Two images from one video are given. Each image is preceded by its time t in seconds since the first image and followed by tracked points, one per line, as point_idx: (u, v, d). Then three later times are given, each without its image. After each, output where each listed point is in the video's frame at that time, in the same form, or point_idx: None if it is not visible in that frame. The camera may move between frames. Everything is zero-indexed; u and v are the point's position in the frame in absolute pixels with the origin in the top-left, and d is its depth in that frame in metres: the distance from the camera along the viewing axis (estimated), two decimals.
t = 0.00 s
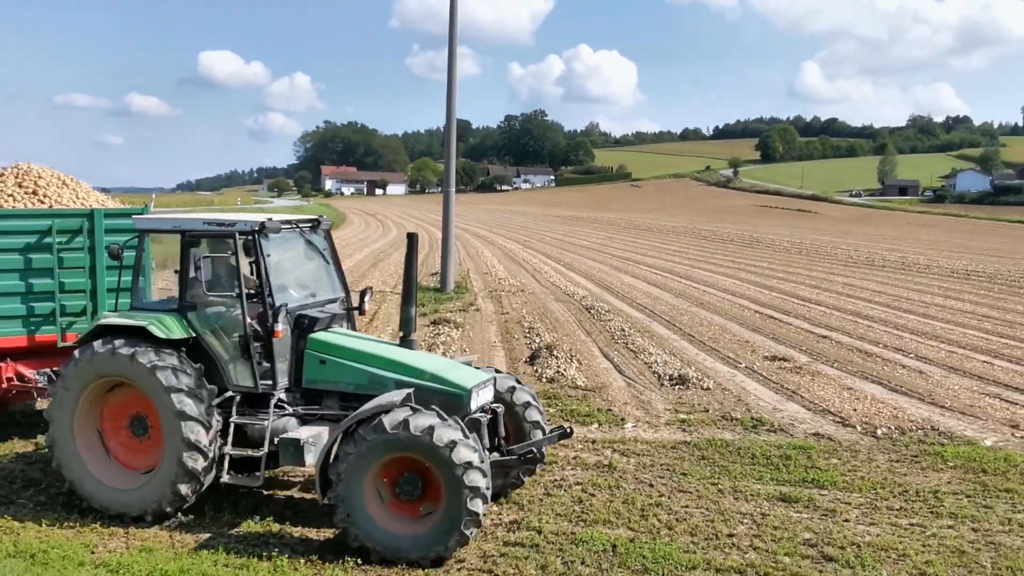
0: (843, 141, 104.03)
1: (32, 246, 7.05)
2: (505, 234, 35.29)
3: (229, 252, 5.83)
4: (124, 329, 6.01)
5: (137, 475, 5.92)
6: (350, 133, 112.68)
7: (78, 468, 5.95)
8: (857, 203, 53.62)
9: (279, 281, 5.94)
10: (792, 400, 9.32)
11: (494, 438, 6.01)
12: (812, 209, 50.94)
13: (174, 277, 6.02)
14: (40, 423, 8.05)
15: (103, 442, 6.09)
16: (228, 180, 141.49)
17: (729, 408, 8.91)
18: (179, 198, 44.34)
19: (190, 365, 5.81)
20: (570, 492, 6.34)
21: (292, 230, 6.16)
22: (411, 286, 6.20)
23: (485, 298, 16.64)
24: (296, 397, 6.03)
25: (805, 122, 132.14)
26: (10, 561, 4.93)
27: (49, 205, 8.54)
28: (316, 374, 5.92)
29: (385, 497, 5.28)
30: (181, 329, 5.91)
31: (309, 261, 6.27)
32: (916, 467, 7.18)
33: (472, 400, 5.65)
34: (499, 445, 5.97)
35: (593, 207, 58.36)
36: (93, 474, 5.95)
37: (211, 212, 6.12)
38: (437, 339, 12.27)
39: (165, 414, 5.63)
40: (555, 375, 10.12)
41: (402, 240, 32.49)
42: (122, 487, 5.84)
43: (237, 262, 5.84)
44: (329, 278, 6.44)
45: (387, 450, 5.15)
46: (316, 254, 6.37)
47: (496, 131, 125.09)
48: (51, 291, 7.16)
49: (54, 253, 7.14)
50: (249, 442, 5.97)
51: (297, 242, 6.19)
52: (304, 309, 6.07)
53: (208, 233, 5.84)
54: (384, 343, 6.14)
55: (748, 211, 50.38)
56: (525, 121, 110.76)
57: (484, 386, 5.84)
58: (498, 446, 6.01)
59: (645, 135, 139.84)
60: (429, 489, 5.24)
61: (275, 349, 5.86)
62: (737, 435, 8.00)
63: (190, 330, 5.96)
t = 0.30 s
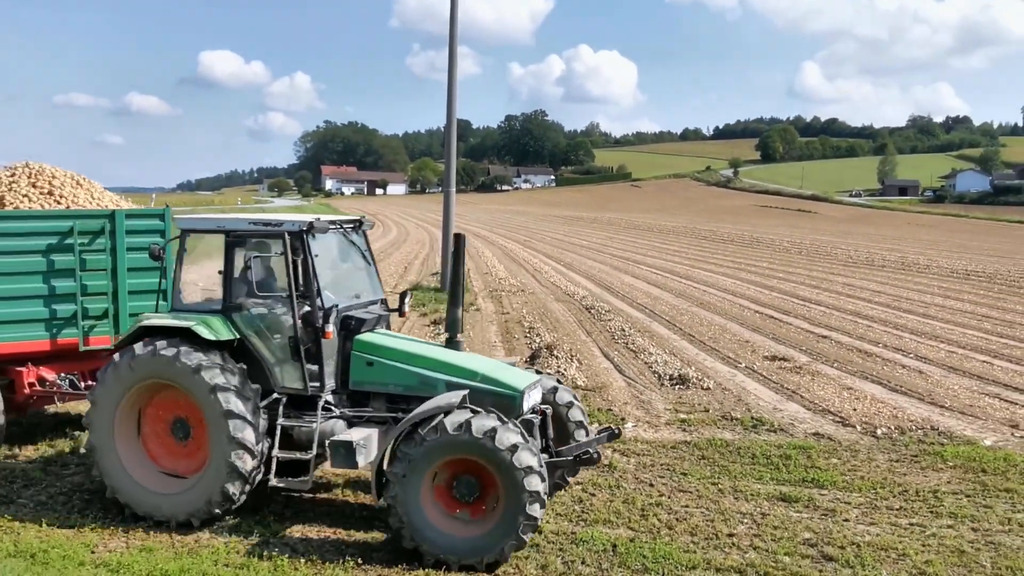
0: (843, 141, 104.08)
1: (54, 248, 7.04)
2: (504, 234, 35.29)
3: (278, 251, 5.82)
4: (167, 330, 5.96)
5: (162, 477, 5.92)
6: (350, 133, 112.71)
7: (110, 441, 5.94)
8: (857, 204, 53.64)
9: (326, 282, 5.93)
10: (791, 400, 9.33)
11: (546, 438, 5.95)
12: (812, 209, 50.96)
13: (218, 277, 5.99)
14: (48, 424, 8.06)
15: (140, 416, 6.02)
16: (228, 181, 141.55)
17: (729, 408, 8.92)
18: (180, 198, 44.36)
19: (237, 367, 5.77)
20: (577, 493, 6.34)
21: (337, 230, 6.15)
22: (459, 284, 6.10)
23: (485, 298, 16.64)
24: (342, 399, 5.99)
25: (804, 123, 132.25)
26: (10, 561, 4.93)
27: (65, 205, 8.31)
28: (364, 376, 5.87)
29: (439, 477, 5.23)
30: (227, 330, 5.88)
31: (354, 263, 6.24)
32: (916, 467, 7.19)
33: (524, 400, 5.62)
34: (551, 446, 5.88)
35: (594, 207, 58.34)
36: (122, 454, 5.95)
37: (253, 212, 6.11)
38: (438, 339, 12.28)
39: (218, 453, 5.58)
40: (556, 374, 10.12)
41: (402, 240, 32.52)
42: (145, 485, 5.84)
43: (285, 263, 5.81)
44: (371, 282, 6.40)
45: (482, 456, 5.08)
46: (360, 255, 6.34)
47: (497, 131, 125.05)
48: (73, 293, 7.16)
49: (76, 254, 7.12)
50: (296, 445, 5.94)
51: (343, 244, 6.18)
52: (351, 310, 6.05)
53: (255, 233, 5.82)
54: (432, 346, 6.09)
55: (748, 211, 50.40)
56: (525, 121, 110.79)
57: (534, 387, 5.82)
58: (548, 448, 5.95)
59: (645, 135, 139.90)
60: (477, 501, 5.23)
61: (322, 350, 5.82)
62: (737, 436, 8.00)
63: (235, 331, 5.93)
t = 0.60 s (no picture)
0: (843, 135, 103.99)
1: (82, 245, 6.91)
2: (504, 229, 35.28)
3: (327, 248, 5.72)
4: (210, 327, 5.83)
5: (191, 467, 5.87)
6: (349, 127, 112.55)
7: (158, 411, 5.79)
8: (856, 199, 53.67)
9: (375, 278, 5.87)
10: (791, 395, 9.34)
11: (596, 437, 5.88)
12: (813, 203, 51.02)
13: (260, 273, 5.86)
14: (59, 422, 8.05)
15: (196, 395, 5.87)
16: (228, 175, 141.40)
17: (729, 403, 8.92)
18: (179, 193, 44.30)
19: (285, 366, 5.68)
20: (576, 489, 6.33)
21: (381, 225, 6.07)
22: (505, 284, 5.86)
23: (486, 293, 16.63)
24: (388, 396, 5.99)
25: (805, 118, 132.12)
26: (10, 556, 4.94)
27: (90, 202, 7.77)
28: (413, 373, 5.86)
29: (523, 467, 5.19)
30: (274, 327, 5.79)
31: (397, 258, 6.17)
32: (916, 462, 7.20)
33: (577, 398, 5.60)
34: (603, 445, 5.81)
35: (595, 202, 58.34)
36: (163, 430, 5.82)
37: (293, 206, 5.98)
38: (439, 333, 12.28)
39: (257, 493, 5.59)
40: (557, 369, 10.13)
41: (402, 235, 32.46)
42: (176, 475, 5.79)
43: (333, 259, 5.73)
44: (413, 277, 6.32)
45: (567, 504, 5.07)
46: (403, 250, 6.26)
47: (497, 126, 124.91)
48: (100, 291, 7.02)
49: (104, 251, 6.98)
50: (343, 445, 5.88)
51: (387, 240, 6.10)
52: (398, 305, 5.99)
53: (301, 229, 5.72)
54: (478, 341, 6.08)
55: (749, 206, 50.39)
56: (525, 116, 110.69)
57: (584, 383, 5.80)
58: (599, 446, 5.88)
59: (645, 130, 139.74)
60: (522, 502, 5.24)
61: (372, 347, 5.76)
62: (738, 431, 8.00)
63: (279, 328, 5.82)
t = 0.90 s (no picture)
0: (845, 129, 103.81)
1: (112, 238, 6.66)
2: (505, 222, 35.22)
3: (378, 242, 5.68)
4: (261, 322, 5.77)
5: (225, 444, 5.82)
6: (351, 122, 112.42)
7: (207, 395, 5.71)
8: (858, 192, 53.61)
9: (428, 273, 5.79)
10: (793, 389, 9.32)
11: (649, 432, 5.80)
12: (815, 197, 50.95)
13: (309, 270, 5.82)
14: (73, 423, 7.98)
15: (263, 386, 5.75)
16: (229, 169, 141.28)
17: (731, 397, 8.91)
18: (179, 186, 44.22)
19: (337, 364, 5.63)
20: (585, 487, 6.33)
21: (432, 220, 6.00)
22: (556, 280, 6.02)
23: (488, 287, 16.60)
24: (438, 392, 5.91)
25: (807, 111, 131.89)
26: (14, 549, 4.95)
27: (114, 195, 7.60)
28: (464, 370, 5.81)
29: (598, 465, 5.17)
30: (325, 323, 5.73)
31: (448, 253, 6.10)
32: (918, 456, 7.20)
33: (631, 393, 5.62)
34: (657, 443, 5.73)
35: (596, 195, 58.25)
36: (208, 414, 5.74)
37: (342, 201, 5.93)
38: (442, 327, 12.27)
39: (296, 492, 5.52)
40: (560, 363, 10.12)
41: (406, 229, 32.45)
42: (210, 453, 5.74)
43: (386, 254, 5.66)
44: (462, 273, 6.23)
45: (624, 526, 5.05)
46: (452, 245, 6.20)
47: (498, 120, 124.72)
48: (129, 286, 6.77)
49: (133, 245, 6.71)
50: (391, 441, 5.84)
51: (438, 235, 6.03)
52: (451, 301, 5.92)
53: (353, 224, 5.66)
54: (526, 337, 6.02)
55: (750, 199, 50.31)
56: (526, 110, 110.52)
57: (636, 379, 5.82)
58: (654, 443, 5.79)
59: (647, 123, 139.57)
60: (568, 493, 5.25)
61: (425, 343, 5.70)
62: (741, 425, 7.99)
63: (330, 325, 5.76)
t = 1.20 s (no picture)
0: (851, 121, 103.56)
1: (145, 233, 6.66)
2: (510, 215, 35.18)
3: (431, 237, 5.60)
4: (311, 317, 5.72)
5: (279, 414, 5.77)
6: (355, 115, 112.32)
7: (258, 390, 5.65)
8: (864, 185, 53.48)
9: (481, 268, 5.75)
10: (797, 382, 9.33)
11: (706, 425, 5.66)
12: (820, 189, 50.87)
13: (360, 265, 5.75)
14: (96, 415, 7.91)
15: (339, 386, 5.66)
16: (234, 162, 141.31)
17: (737, 389, 8.92)
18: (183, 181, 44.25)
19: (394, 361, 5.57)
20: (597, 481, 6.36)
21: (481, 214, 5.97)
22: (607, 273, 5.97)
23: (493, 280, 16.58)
24: (491, 387, 5.84)
25: (812, 103, 131.60)
26: (22, 541, 4.98)
27: (141, 188, 7.60)
28: (519, 364, 5.76)
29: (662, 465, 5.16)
30: (379, 319, 5.67)
31: (498, 247, 6.04)
32: (923, 447, 7.21)
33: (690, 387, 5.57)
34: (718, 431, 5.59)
35: (601, 188, 58.17)
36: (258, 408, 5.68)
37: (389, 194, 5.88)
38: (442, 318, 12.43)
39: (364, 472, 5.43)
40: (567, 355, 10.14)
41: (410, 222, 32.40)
42: (259, 422, 5.70)
43: (441, 249, 5.61)
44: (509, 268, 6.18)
45: (654, 540, 5.06)
46: (500, 240, 6.15)
47: (503, 112, 124.59)
48: (165, 280, 6.77)
49: (168, 240, 6.71)
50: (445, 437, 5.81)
51: (488, 230, 5.99)
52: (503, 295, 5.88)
53: (407, 218, 5.60)
54: (576, 331, 5.99)
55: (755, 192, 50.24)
56: (532, 103, 110.40)
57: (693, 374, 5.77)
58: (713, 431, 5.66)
59: (652, 116, 139.32)
60: (625, 477, 5.24)
61: (480, 338, 5.66)
62: (747, 417, 8.01)
63: (382, 320, 5.70)
